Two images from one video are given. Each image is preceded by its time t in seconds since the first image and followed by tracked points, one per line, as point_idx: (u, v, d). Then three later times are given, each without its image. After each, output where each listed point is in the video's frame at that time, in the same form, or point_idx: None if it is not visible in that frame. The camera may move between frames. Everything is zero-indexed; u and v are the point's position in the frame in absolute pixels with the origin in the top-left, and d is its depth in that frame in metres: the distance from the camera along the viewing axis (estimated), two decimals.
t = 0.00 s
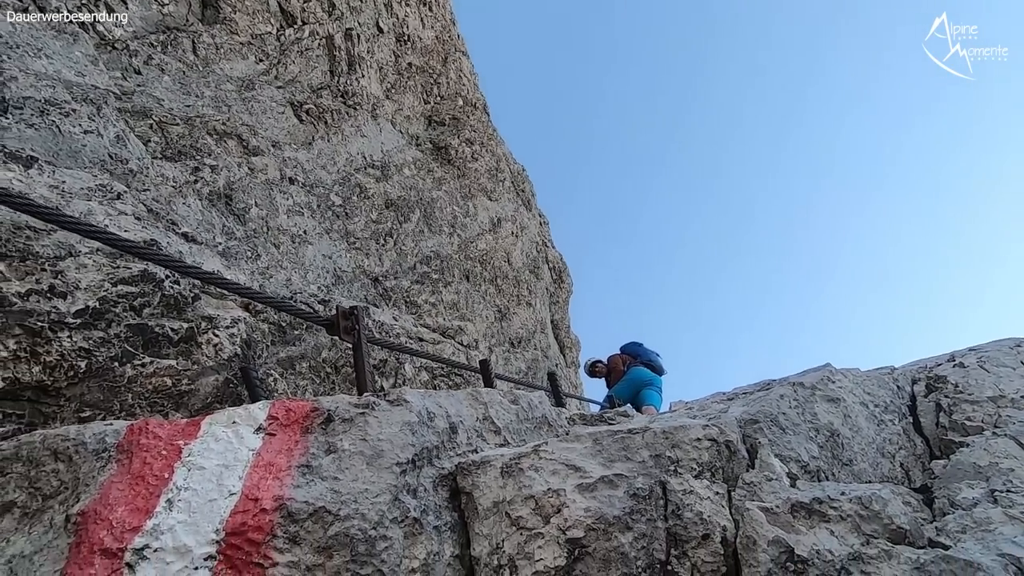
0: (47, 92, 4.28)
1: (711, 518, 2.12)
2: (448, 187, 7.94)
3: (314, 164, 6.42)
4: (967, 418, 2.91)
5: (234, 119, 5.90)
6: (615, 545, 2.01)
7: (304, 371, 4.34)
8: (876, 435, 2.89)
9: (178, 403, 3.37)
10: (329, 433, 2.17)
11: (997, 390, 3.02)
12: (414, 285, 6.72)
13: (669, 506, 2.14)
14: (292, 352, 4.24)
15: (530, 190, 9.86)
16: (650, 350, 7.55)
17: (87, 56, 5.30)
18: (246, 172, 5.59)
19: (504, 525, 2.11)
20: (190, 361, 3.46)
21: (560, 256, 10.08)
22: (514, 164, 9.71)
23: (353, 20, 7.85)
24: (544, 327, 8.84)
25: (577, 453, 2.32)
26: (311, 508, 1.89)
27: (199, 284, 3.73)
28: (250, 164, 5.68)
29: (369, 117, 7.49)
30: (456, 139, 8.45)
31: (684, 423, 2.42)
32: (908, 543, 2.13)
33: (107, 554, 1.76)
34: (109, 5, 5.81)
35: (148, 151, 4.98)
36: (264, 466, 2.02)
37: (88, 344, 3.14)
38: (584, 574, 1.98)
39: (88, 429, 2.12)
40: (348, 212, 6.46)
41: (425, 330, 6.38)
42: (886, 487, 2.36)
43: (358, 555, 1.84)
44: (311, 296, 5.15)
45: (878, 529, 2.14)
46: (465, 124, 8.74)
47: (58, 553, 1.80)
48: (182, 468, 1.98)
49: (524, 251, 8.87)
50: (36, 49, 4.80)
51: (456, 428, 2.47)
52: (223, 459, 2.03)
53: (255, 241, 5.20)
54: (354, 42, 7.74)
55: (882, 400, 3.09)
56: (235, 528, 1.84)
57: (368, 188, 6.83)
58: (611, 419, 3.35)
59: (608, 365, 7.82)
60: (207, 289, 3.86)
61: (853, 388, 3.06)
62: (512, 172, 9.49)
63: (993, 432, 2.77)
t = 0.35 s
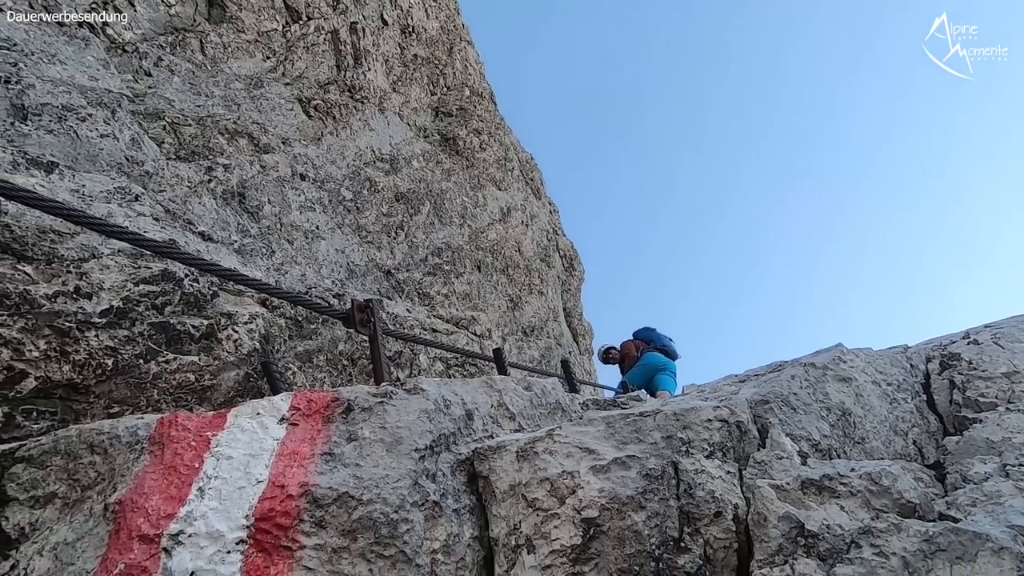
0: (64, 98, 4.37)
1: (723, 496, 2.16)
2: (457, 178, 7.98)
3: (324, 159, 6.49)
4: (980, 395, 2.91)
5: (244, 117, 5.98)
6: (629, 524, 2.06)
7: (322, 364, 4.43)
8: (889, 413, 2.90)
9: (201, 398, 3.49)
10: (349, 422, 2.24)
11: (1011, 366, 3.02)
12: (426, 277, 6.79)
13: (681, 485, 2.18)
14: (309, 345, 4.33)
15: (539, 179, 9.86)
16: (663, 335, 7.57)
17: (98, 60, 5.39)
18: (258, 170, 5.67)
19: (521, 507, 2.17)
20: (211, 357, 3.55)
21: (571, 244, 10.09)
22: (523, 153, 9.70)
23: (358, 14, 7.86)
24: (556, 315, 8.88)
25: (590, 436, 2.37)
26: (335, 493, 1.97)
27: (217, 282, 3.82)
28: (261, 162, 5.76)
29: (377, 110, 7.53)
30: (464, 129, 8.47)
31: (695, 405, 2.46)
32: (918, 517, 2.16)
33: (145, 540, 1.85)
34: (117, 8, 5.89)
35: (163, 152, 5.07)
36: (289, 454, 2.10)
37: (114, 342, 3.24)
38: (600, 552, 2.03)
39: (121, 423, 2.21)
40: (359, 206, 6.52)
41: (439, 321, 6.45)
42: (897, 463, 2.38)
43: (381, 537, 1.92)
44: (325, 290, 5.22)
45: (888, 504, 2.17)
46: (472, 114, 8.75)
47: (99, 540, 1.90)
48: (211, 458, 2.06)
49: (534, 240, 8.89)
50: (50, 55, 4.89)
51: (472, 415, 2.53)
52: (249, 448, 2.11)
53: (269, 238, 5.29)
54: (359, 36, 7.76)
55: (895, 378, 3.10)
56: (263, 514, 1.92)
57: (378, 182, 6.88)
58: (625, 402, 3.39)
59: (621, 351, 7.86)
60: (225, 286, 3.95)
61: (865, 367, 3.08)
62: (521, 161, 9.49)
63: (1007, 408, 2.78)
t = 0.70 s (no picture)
0: (78, 108, 4.45)
1: (737, 485, 2.19)
2: (465, 171, 7.99)
3: (333, 157, 6.54)
4: (997, 377, 2.90)
5: (253, 119, 6.03)
6: (645, 514, 2.09)
7: (338, 361, 4.50)
8: (904, 398, 2.90)
9: (222, 398, 3.55)
10: (369, 421, 2.30)
11: None
12: (437, 271, 6.84)
13: (696, 476, 2.21)
14: (325, 344, 4.40)
15: (546, 169, 9.85)
16: (675, 323, 7.57)
17: (108, 67, 5.46)
18: (269, 171, 5.73)
19: (539, 499, 2.21)
20: (230, 357, 3.62)
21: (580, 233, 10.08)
22: (529, 143, 9.69)
23: (361, 9, 7.87)
24: (568, 306, 8.90)
25: (605, 429, 2.41)
26: (358, 491, 2.03)
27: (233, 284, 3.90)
28: (271, 163, 5.82)
29: (383, 106, 7.56)
30: (470, 122, 8.47)
31: (708, 396, 2.48)
32: (933, 503, 2.17)
33: (178, 539, 1.91)
34: (124, 14, 5.95)
35: (175, 157, 5.15)
36: (312, 454, 2.16)
37: (138, 346, 3.32)
38: (617, 543, 2.07)
39: (150, 427, 2.29)
40: (369, 203, 6.58)
41: (451, 316, 6.49)
42: (910, 449, 2.39)
43: (404, 532, 1.97)
44: (339, 288, 5.23)
45: (902, 489, 2.19)
46: (478, 107, 8.74)
47: (134, 540, 1.96)
48: (238, 459, 2.12)
49: (544, 231, 8.90)
50: (62, 65, 4.97)
51: (488, 410, 2.57)
52: (274, 448, 2.17)
53: (282, 238, 5.36)
54: (363, 31, 7.77)
55: (909, 363, 3.10)
56: (290, 512, 1.97)
57: (387, 178, 6.93)
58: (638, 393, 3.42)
59: (634, 339, 7.87)
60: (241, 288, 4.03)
61: (878, 352, 3.07)
62: (528, 152, 9.48)
63: None
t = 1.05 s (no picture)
0: (89, 127, 4.54)
1: (751, 480, 2.22)
2: (468, 171, 8.03)
3: (338, 163, 6.60)
4: (1008, 362, 2.90)
5: (258, 129, 6.10)
6: (661, 512, 2.13)
7: (351, 366, 4.56)
8: (915, 387, 2.92)
9: (241, 407, 3.62)
10: (388, 428, 2.35)
11: None
12: (445, 273, 6.89)
13: (710, 472, 2.25)
14: (338, 350, 4.47)
15: (550, 165, 9.86)
16: (684, 315, 7.58)
17: (115, 83, 5.54)
18: (276, 181, 5.80)
19: (556, 500, 2.25)
20: (246, 367, 3.69)
21: (586, 229, 10.10)
22: (532, 141, 9.71)
23: (360, 14, 7.92)
24: (576, 302, 8.92)
25: (618, 429, 2.45)
26: (380, 497, 2.07)
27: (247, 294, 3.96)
28: (278, 172, 5.88)
29: (385, 110, 7.61)
30: (472, 122, 8.50)
31: (720, 393, 2.52)
32: (944, 492, 2.21)
33: (209, 550, 1.98)
34: (128, 31, 6.02)
35: (184, 170, 5.22)
36: (334, 462, 2.22)
37: (157, 360, 3.39)
38: (635, 541, 2.11)
39: (176, 442, 2.36)
40: (375, 208, 6.64)
41: (461, 316, 6.54)
42: (921, 439, 2.42)
43: (426, 536, 2.02)
44: (349, 295, 5.27)
45: (914, 480, 2.23)
46: (479, 106, 8.77)
47: (167, 551, 2.03)
48: (263, 470, 2.19)
49: (549, 228, 8.92)
50: (70, 85, 5.05)
51: (502, 414, 2.62)
52: (297, 459, 2.23)
53: (292, 247, 5.42)
54: (362, 36, 7.82)
55: (920, 351, 3.11)
56: (316, 519, 2.03)
57: (392, 182, 6.98)
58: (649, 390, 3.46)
59: (643, 333, 7.89)
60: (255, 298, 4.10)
61: (888, 342, 3.09)
62: (531, 149, 9.50)
63: None
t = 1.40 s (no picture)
0: (92, 151, 4.59)
1: (758, 487, 2.24)
2: (468, 176, 8.06)
3: (338, 174, 6.64)
4: (1011, 357, 2.91)
5: (257, 143, 6.14)
6: (670, 521, 2.15)
7: (358, 378, 4.59)
8: (919, 384, 2.93)
9: (250, 423, 3.65)
10: (397, 446, 2.38)
11: None
12: (448, 279, 6.91)
13: (717, 480, 2.27)
14: (344, 362, 4.50)
15: (548, 167, 9.89)
16: (688, 313, 7.59)
17: (114, 103, 5.59)
18: (277, 195, 5.83)
19: (566, 512, 2.27)
20: (254, 384, 3.72)
21: (587, 229, 10.12)
22: (530, 142, 9.74)
23: (354, 23, 7.96)
24: (579, 302, 8.94)
25: (625, 439, 2.48)
26: (392, 515, 2.10)
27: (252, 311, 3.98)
28: (279, 186, 5.92)
29: (383, 118, 7.64)
30: (470, 126, 8.53)
31: (724, 400, 2.54)
32: (950, 493, 2.23)
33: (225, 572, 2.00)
34: (125, 50, 6.07)
35: (186, 189, 5.26)
36: (345, 482, 2.24)
37: (166, 381, 3.43)
38: (645, 551, 2.12)
39: (190, 466, 2.40)
40: (376, 217, 6.67)
41: (465, 322, 6.56)
42: (925, 440, 2.44)
43: (439, 552, 2.04)
44: (354, 306, 5.28)
45: (920, 482, 2.24)
46: (476, 110, 8.80)
47: None
48: (275, 491, 2.22)
49: (550, 229, 8.94)
50: (71, 107, 5.10)
51: (510, 426, 2.64)
52: (309, 479, 2.26)
53: (295, 260, 5.46)
54: (358, 45, 7.86)
55: (923, 348, 3.12)
56: (329, 539, 2.05)
57: (392, 190, 7.02)
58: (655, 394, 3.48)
59: (647, 331, 7.91)
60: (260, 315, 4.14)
61: (891, 340, 3.10)
62: (529, 151, 9.52)
63: None
